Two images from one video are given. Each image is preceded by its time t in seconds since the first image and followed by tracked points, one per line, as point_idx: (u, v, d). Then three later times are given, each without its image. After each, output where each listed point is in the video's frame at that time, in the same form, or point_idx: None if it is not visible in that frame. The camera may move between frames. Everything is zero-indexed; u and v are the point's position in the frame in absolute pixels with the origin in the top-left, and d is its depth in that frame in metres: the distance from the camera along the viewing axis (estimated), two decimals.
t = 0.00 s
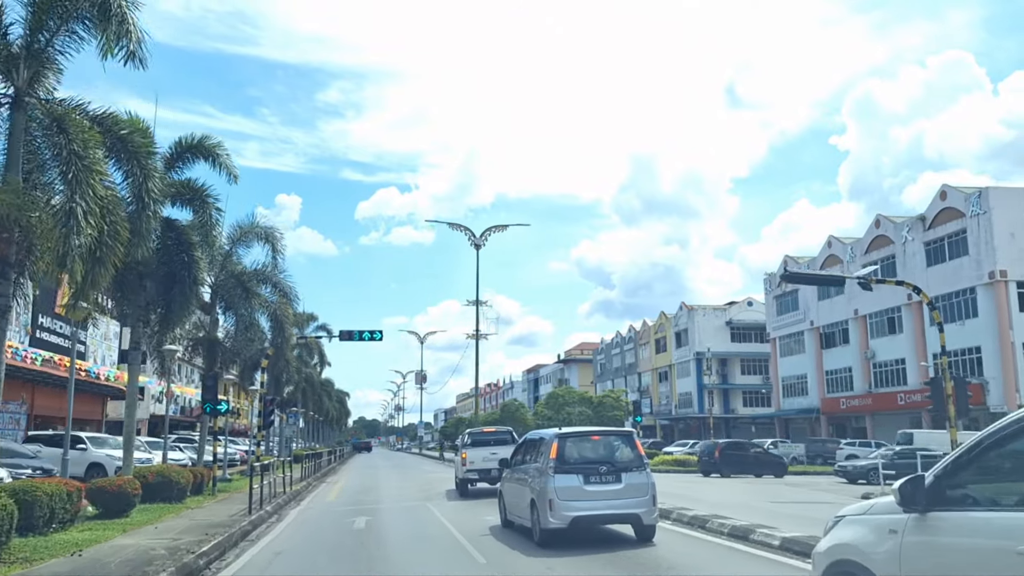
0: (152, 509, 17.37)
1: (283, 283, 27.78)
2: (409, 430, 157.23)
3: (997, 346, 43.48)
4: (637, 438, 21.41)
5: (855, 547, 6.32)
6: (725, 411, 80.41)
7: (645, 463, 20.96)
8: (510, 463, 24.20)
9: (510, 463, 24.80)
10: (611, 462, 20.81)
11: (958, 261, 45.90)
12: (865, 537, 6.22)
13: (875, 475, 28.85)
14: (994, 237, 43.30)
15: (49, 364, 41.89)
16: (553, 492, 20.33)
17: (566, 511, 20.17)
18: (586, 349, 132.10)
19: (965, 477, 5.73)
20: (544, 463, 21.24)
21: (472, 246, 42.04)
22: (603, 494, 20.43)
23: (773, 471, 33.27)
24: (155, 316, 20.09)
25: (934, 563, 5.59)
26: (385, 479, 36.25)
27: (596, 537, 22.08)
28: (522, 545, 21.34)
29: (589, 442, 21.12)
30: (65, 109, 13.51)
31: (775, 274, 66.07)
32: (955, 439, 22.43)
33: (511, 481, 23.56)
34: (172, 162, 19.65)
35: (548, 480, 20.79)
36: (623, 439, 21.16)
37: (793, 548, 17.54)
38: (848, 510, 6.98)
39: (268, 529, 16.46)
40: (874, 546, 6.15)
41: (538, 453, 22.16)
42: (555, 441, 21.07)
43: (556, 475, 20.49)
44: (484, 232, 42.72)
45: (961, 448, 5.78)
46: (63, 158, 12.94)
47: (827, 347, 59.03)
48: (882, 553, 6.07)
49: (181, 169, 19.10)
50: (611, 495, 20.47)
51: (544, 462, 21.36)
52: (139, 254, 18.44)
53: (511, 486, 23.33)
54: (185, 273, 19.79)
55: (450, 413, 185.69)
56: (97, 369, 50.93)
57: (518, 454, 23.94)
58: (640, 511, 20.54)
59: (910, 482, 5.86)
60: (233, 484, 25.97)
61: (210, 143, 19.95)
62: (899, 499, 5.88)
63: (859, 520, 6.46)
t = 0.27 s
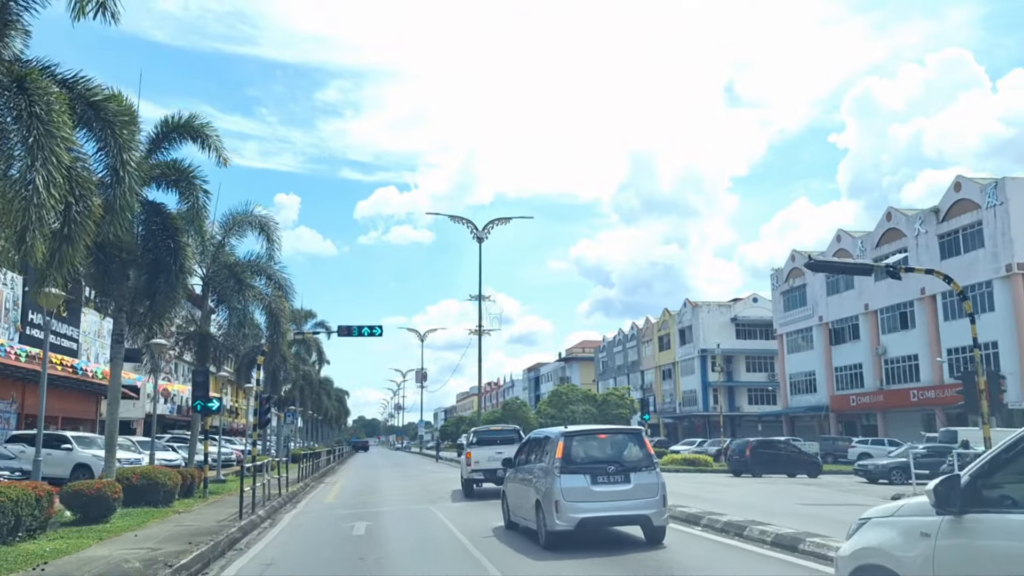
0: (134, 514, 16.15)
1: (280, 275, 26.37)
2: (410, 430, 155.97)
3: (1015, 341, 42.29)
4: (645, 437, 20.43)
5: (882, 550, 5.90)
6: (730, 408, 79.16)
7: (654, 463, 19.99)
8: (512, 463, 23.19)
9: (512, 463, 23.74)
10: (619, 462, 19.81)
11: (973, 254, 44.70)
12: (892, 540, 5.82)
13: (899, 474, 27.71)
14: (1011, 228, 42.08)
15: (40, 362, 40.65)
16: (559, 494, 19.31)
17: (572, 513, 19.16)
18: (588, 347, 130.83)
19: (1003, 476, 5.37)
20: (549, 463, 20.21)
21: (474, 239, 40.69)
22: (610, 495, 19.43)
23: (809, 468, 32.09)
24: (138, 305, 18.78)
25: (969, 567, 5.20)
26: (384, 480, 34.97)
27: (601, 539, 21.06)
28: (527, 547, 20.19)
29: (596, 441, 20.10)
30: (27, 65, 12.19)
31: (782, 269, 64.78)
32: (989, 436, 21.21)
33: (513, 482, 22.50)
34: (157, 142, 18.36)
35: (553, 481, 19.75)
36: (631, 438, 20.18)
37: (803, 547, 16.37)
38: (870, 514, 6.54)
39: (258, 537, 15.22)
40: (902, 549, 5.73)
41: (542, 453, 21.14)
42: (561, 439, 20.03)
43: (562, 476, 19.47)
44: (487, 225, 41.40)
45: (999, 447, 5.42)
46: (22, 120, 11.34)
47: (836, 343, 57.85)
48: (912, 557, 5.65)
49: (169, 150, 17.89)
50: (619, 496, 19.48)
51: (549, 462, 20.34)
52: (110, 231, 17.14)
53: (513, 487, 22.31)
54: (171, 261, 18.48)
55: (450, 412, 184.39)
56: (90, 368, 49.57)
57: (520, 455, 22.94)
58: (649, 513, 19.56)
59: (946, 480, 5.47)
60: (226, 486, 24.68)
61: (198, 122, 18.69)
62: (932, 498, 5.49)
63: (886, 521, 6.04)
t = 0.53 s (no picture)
0: (112, 519, 14.88)
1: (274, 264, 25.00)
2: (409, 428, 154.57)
3: None
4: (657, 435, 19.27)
5: (920, 553, 5.78)
6: (736, 406, 77.97)
7: (667, 462, 18.84)
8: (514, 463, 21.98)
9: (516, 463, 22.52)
10: (630, 460, 18.66)
11: (990, 246, 43.50)
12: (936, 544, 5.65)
13: (925, 474, 26.65)
14: None
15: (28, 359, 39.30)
16: (568, 494, 18.14)
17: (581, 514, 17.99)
18: (589, 345, 129.46)
19: None
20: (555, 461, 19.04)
21: (477, 231, 39.30)
22: (621, 495, 18.28)
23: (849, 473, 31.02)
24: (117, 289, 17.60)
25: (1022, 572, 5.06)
26: (385, 480, 33.64)
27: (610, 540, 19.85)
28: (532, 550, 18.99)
29: (606, 438, 18.93)
30: None
31: (789, 264, 63.47)
32: None
33: (517, 482, 21.29)
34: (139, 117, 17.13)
35: (562, 480, 18.54)
36: (642, 435, 19.03)
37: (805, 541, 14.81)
38: (902, 512, 6.39)
39: (247, 547, 13.96)
40: (946, 553, 5.60)
41: (547, 451, 19.97)
42: (569, 437, 18.86)
43: (570, 475, 18.29)
44: (489, 216, 40.07)
45: None
46: None
47: (847, 339, 56.63)
48: (957, 560, 5.52)
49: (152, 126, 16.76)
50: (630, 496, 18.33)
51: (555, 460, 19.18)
52: (78, 201, 15.99)
53: (517, 486, 21.09)
54: (154, 244, 17.23)
55: (450, 411, 183.08)
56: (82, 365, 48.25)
57: (525, 454, 21.76)
58: (662, 514, 18.39)
59: (995, 481, 5.26)
60: (216, 487, 23.33)
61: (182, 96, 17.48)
62: (983, 501, 5.28)
63: (926, 523, 5.91)
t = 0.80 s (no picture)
0: (88, 526, 13.59)
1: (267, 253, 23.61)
2: (410, 427, 153.41)
3: None
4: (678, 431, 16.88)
5: (976, 559, 5.45)
6: (742, 404, 76.80)
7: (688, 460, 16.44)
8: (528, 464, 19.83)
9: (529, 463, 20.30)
10: (648, 459, 16.30)
11: (1008, 239, 42.20)
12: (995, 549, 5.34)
13: (954, 473, 25.49)
14: None
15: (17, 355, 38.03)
16: (581, 495, 15.87)
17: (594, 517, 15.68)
18: (592, 343, 128.18)
19: None
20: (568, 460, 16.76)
21: (481, 223, 37.99)
22: (639, 496, 15.93)
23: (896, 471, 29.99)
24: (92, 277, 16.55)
25: None
26: (387, 481, 32.37)
27: (623, 545, 17.54)
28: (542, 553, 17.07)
29: (621, 435, 16.59)
30: None
31: (798, 259, 62.18)
32: None
33: (530, 484, 19.16)
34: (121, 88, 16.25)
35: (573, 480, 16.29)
36: (660, 431, 16.63)
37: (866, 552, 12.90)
38: (948, 517, 6.08)
39: (236, 550, 12.79)
40: (1007, 560, 5.28)
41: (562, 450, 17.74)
42: (582, 433, 16.59)
43: (583, 475, 16.00)
44: (493, 208, 38.72)
45: None
46: None
47: (858, 335, 55.31)
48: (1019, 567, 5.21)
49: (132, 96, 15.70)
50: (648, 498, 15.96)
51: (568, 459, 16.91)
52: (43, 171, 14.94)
53: (533, 488, 18.95)
54: (135, 225, 15.93)
55: (450, 410, 181.97)
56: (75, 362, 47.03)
57: (536, 453, 19.52)
58: (682, 517, 15.96)
59: None
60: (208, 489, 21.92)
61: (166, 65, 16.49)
62: None
63: (976, 527, 5.61)
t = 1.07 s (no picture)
0: (56, 533, 12.26)
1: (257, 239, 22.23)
2: (410, 426, 152.14)
3: None
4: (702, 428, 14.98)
5: None
6: (749, 403, 75.60)
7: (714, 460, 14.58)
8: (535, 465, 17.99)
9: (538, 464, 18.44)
10: (670, 458, 14.40)
11: None
12: None
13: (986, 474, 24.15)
14: None
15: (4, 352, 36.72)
16: (596, 497, 13.96)
17: (611, 522, 13.80)
18: (594, 342, 126.71)
19: None
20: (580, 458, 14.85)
21: (484, 214, 36.59)
22: (659, 499, 14.06)
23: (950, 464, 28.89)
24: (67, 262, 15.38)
25: None
26: (387, 482, 31.06)
27: (642, 551, 15.74)
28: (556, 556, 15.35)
29: (640, 431, 14.67)
30: None
31: (807, 254, 60.88)
32: None
33: (540, 487, 17.33)
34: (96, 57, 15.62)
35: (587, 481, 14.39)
36: (682, 429, 14.74)
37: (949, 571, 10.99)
38: (1014, 522, 5.66)
39: (220, 561, 11.43)
40: None
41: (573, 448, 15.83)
42: (596, 430, 14.68)
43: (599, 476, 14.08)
44: (498, 199, 37.35)
45: None
46: None
47: (869, 332, 54.01)
48: None
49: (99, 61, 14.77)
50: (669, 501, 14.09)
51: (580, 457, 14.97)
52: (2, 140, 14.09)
53: (543, 491, 17.12)
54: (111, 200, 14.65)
55: (451, 409, 180.69)
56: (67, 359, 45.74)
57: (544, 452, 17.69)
58: (707, 523, 14.10)
59: None
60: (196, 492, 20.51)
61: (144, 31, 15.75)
62: None
63: None
